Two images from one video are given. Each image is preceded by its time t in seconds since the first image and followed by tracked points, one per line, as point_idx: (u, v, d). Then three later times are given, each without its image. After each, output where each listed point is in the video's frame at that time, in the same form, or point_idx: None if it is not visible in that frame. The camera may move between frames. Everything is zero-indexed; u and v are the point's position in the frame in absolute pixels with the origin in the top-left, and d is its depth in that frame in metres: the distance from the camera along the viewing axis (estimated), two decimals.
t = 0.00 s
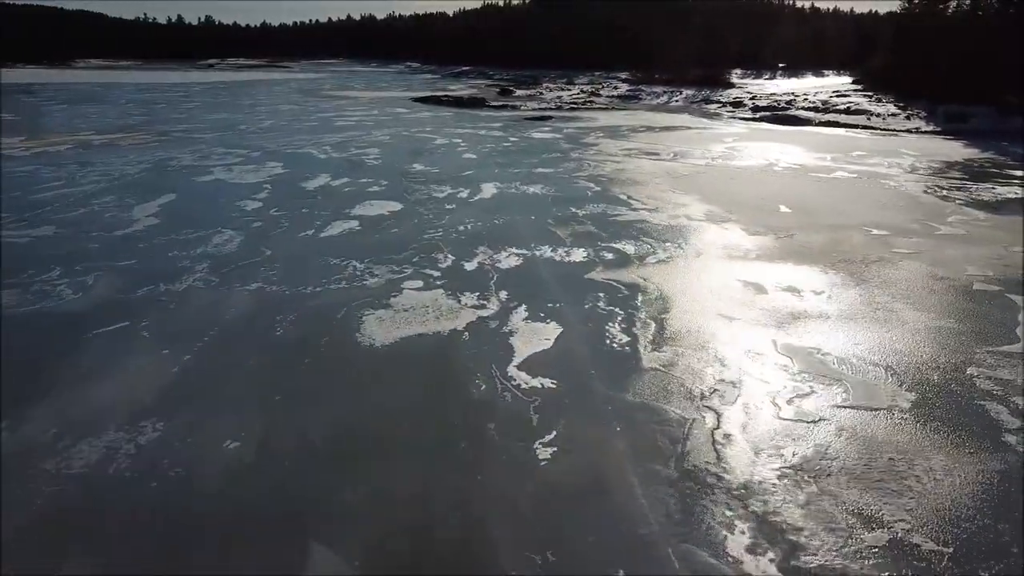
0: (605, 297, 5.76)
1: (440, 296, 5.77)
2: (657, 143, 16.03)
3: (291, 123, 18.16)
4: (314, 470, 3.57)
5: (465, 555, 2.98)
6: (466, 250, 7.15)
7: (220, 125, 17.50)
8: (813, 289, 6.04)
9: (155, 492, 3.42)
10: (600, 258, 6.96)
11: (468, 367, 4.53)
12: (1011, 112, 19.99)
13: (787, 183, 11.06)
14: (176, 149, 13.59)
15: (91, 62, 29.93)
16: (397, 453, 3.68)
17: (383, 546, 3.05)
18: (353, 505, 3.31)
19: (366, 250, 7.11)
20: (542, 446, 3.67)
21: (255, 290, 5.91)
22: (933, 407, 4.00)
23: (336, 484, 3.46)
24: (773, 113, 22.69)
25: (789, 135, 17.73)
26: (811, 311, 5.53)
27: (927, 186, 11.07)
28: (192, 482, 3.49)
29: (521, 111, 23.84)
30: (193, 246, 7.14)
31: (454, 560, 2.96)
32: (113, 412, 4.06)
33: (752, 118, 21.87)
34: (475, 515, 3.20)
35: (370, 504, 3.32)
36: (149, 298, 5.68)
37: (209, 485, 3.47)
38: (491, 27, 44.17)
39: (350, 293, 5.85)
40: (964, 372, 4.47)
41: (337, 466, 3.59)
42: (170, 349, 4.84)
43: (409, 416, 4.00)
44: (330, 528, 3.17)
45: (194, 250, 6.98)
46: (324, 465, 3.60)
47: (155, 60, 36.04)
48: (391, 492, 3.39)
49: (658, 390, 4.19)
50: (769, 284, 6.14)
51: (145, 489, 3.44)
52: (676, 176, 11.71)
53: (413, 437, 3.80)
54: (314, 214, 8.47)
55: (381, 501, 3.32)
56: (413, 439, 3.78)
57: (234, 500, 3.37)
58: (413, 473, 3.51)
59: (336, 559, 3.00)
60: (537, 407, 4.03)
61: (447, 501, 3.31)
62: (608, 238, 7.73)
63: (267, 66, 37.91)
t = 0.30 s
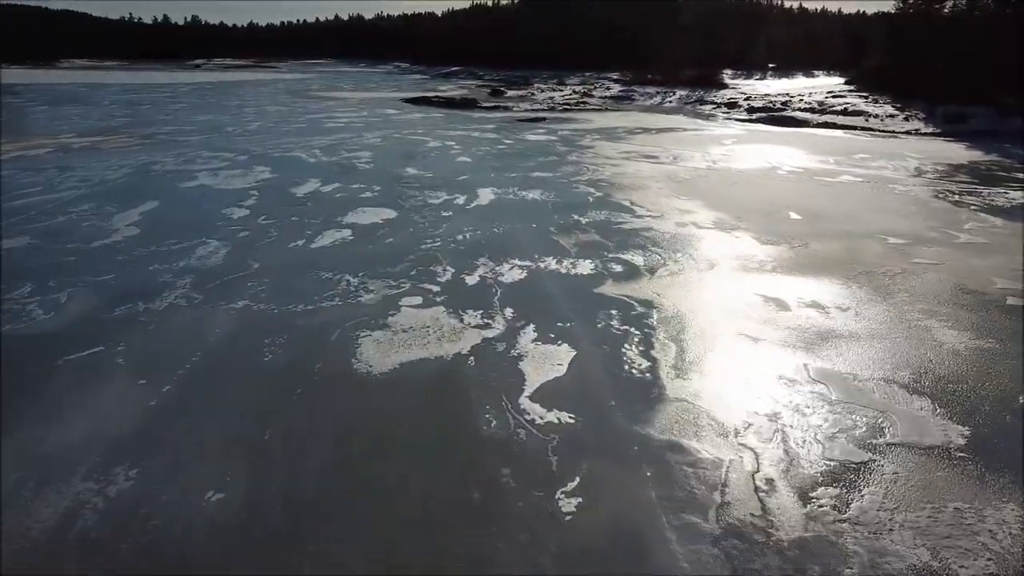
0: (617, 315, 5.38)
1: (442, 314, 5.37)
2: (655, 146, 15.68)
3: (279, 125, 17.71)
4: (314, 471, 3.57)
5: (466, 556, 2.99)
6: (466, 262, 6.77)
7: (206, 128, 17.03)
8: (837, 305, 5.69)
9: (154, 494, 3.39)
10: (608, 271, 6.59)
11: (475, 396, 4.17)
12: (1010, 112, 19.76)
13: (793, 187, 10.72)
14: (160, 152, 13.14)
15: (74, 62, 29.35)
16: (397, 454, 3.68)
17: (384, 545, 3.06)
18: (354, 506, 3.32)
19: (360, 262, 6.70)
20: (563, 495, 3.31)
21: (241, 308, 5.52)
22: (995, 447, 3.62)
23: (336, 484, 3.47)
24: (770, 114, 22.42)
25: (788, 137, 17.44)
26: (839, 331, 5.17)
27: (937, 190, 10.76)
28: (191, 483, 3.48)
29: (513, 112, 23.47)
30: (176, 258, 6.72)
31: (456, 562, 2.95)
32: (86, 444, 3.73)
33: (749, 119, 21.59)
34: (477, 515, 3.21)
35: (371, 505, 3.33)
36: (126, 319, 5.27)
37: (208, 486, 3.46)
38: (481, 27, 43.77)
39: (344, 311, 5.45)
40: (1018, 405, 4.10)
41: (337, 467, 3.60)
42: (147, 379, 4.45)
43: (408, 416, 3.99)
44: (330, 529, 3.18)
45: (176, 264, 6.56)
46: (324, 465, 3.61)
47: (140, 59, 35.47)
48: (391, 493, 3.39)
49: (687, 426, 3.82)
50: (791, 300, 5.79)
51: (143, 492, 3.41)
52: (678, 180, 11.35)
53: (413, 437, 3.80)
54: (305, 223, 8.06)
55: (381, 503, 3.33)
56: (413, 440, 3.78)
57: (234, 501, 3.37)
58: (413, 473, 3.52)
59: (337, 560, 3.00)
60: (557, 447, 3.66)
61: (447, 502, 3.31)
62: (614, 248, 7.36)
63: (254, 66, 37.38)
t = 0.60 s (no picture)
0: (635, 336, 4.98)
1: (446, 336, 4.95)
2: (654, 148, 15.33)
3: (268, 127, 17.26)
4: (315, 471, 3.53)
5: (466, 558, 2.96)
6: (467, 275, 6.36)
7: (192, 130, 16.57)
8: (869, 324, 5.31)
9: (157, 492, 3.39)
10: (619, 285, 6.19)
11: (489, 435, 3.76)
12: (1010, 113, 19.50)
13: (800, 192, 10.39)
14: (143, 156, 12.68)
15: (57, 62, 28.80)
16: (397, 453, 3.65)
17: (383, 546, 3.05)
18: (353, 506, 3.29)
19: (354, 276, 6.28)
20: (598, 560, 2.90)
21: (227, 331, 5.09)
22: None
23: (336, 484, 3.44)
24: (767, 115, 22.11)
25: (788, 139, 17.12)
26: (877, 355, 4.78)
27: (947, 195, 10.45)
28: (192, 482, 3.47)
29: (506, 114, 23.09)
30: (158, 272, 6.30)
31: (457, 564, 2.94)
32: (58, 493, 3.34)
33: (746, 121, 21.28)
34: (478, 517, 3.17)
35: (370, 505, 3.30)
36: (101, 344, 4.85)
37: (209, 485, 3.44)
38: (471, 27, 43.35)
39: (340, 334, 5.01)
40: None
41: (337, 467, 3.56)
42: (122, 417, 3.97)
43: (408, 415, 3.95)
44: (330, 529, 3.16)
45: (158, 279, 6.14)
46: (324, 465, 3.57)
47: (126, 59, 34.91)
48: (391, 494, 3.36)
49: (727, 471, 3.42)
50: (817, 318, 5.43)
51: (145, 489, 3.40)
52: (681, 185, 11.00)
53: (414, 436, 3.77)
54: (295, 233, 7.66)
55: (381, 503, 3.30)
56: (414, 440, 3.74)
57: (234, 500, 3.34)
58: (413, 474, 3.49)
59: (337, 560, 2.98)
60: (582, 496, 3.26)
61: (448, 503, 3.29)
62: (623, 259, 6.98)
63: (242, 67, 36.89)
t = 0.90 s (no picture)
0: (657, 362, 4.58)
1: (453, 362, 4.55)
2: (654, 151, 14.96)
3: (255, 129, 16.82)
4: (317, 471, 3.51)
5: (466, 559, 2.95)
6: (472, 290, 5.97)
7: (178, 132, 16.13)
8: (905, 347, 4.95)
9: (160, 494, 3.39)
10: (633, 300, 5.81)
11: (505, 481, 3.36)
12: (1012, 114, 19.26)
13: (810, 198, 10.05)
14: (128, 160, 12.25)
15: (40, 62, 28.25)
16: (400, 451, 3.61)
17: (384, 547, 3.03)
18: (354, 506, 3.26)
19: (351, 292, 5.88)
20: None
21: (213, 357, 4.67)
22: None
23: (336, 484, 3.41)
24: (764, 116, 21.82)
25: (789, 140, 16.82)
26: (918, 381, 4.43)
27: (961, 200, 10.13)
28: (194, 485, 3.45)
29: (500, 115, 22.72)
30: (140, 288, 5.88)
31: (457, 564, 2.92)
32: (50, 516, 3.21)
33: (743, 122, 20.99)
34: (479, 519, 3.14)
35: (372, 505, 3.27)
36: (76, 373, 4.44)
37: (211, 489, 3.42)
38: (462, 27, 42.91)
39: (337, 361, 4.59)
40: None
41: (338, 467, 3.52)
42: (95, 462, 3.61)
43: (410, 414, 3.91)
44: (330, 531, 3.13)
45: (139, 296, 5.72)
46: (325, 465, 3.54)
47: (112, 59, 34.36)
48: (392, 494, 3.33)
49: (781, 525, 3.05)
50: (850, 339, 5.07)
51: (148, 493, 3.40)
52: (687, 189, 10.63)
53: (417, 433, 3.74)
54: (286, 243, 7.25)
55: (382, 503, 3.27)
56: (417, 436, 3.71)
57: (236, 503, 3.32)
58: (414, 474, 3.45)
59: (335, 560, 2.98)
60: (621, 560, 2.87)
61: (449, 502, 3.26)
62: (634, 271, 6.60)
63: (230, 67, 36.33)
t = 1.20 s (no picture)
0: (687, 392, 4.19)
1: (464, 393, 4.13)
2: (654, 153, 14.61)
3: (242, 131, 16.37)
4: (315, 467, 3.49)
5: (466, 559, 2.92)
6: (476, 307, 5.57)
7: (163, 135, 15.67)
8: (950, 372, 4.58)
9: (158, 493, 3.31)
10: (650, 317, 5.43)
11: (531, 544, 2.98)
12: (1011, 115, 19.06)
13: (820, 202, 9.73)
14: (110, 164, 11.80)
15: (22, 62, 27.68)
16: (399, 448, 3.58)
17: (382, 545, 3.00)
18: (352, 502, 3.23)
19: (348, 311, 5.45)
20: None
21: (197, 389, 4.23)
22: None
23: (333, 481, 3.38)
24: (760, 117, 21.54)
25: (789, 142, 16.51)
26: (973, 414, 4.06)
27: (975, 205, 9.84)
28: (193, 486, 3.37)
29: (493, 116, 22.33)
30: (119, 309, 5.46)
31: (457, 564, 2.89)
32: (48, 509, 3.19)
33: (740, 124, 20.69)
34: (480, 519, 3.12)
35: (370, 501, 3.24)
36: (46, 412, 3.94)
37: (210, 491, 3.34)
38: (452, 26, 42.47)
39: (335, 394, 4.16)
40: None
41: (335, 463, 3.50)
42: (60, 521, 3.11)
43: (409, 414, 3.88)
44: (328, 527, 3.10)
45: (119, 318, 5.29)
46: (322, 463, 3.51)
47: (96, 59, 33.78)
48: (390, 490, 3.29)
49: None
50: (886, 360, 4.72)
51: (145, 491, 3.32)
52: (692, 195, 10.29)
53: (416, 432, 3.71)
54: (277, 255, 6.84)
55: (381, 500, 3.23)
56: (416, 434, 3.68)
57: (235, 505, 3.26)
58: (413, 469, 3.42)
59: (334, 561, 2.92)
60: None
61: (448, 499, 3.23)
62: (649, 285, 6.23)
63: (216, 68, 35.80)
